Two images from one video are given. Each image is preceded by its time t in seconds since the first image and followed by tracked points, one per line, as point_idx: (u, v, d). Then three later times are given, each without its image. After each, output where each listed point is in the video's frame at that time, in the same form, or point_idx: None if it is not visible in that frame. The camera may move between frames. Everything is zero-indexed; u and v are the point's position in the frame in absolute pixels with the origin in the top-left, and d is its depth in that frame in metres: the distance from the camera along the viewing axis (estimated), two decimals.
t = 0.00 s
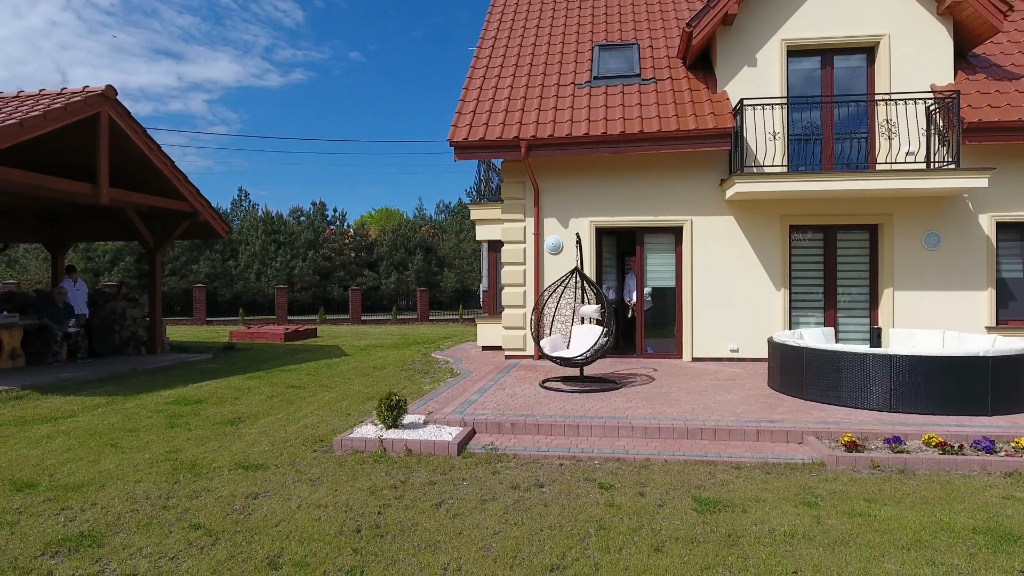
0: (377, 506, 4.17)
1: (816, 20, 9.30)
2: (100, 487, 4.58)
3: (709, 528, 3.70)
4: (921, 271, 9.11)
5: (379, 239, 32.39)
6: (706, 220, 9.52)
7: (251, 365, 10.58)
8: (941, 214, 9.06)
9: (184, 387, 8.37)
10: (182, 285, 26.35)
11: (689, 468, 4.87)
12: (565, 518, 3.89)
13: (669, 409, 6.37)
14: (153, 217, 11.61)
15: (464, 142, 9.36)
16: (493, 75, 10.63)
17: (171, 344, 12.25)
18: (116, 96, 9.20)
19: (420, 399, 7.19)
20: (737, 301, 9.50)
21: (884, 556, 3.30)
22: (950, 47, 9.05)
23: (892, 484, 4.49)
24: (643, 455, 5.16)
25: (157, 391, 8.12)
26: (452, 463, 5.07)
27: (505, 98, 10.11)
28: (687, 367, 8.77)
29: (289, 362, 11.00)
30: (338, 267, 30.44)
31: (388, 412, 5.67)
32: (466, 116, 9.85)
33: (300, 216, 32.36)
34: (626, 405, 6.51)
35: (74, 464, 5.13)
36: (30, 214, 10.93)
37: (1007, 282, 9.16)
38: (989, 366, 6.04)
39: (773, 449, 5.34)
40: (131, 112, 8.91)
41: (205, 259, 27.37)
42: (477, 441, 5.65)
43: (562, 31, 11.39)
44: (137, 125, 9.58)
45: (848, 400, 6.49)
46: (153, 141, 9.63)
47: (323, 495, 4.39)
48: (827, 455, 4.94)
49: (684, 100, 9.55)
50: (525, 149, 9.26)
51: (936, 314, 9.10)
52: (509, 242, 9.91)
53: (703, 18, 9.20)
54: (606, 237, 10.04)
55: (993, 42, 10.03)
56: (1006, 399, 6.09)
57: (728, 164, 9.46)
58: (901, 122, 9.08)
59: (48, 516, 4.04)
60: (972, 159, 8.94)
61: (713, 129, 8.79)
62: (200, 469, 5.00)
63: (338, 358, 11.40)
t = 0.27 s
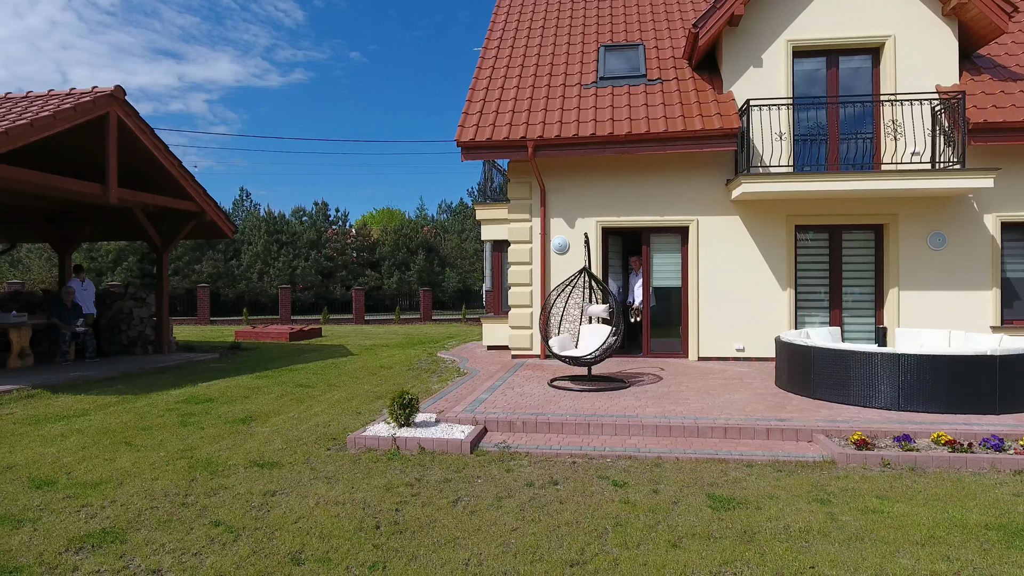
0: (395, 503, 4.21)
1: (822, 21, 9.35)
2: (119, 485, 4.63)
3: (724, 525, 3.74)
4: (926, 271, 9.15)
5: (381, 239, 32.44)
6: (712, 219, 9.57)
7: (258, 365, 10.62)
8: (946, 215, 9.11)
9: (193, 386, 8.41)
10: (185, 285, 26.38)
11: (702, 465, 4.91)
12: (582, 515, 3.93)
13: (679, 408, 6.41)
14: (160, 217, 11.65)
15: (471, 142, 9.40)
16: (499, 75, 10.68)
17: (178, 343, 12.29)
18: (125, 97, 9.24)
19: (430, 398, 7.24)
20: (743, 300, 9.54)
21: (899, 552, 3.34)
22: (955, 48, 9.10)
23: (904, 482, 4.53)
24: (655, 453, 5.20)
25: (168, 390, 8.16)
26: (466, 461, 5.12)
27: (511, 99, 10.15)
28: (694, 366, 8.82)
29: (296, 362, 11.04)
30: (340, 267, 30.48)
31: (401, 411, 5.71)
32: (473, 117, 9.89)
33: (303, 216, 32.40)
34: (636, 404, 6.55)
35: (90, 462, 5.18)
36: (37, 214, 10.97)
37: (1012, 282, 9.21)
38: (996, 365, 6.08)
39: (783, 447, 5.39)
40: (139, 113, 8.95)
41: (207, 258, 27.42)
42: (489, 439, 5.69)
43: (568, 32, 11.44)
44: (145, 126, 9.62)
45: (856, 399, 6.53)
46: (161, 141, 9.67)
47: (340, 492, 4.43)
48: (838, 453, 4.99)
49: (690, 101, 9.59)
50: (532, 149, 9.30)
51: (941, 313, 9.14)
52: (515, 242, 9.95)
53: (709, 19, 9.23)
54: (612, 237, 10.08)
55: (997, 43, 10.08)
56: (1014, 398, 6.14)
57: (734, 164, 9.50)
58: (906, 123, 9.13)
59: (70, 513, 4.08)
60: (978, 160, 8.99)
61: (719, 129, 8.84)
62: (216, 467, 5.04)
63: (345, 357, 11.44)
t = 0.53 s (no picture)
0: (413, 500, 4.24)
1: (828, 22, 9.39)
2: (137, 483, 4.66)
3: (740, 523, 3.77)
4: (932, 270, 9.19)
5: (383, 239, 32.48)
6: (719, 219, 9.60)
7: (265, 364, 10.65)
8: (952, 215, 9.14)
9: (203, 385, 8.44)
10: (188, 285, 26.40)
11: (715, 464, 4.95)
12: (598, 512, 3.96)
13: (689, 406, 6.45)
14: (167, 217, 11.68)
15: (478, 142, 9.43)
16: (506, 76, 10.72)
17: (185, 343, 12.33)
18: (133, 97, 9.28)
19: (440, 397, 7.27)
20: (749, 300, 9.58)
21: (916, 548, 3.38)
22: (961, 48, 9.13)
23: (916, 479, 4.56)
24: (668, 452, 5.23)
25: (177, 389, 8.19)
26: (480, 459, 5.15)
27: (518, 99, 10.19)
28: (701, 366, 8.85)
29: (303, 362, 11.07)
30: (342, 267, 30.51)
31: (413, 409, 5.74)
32: (480, 117, 9.92)
33: (305, 216, 32.42)
34: (645, 403, 6.59)
35: (106, 460, 5.21)
36: (45, 215, 11.00)
37: (1017, 281, 9.24)
38: (1005, 365, 6.11)
39: (795, 445, 5.42)
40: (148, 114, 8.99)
41: (210, 259, 27.46)
42: (502, 437, 5.73)
43: (573, 33, 11.48)
44: (153, 126, 9.65)
45: (865, 398, 6.57)
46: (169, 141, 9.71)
47: (357, 490, 4.47)
48: (849, 452, 5.02)
49: (697, 101, 9.63)
50: (539, 149, 9.33)
51: (947, 313, 9.18)
52: (522, 242, 9.98)
53: (716, 20, 9.28)
54: (619, 237, 10.12)
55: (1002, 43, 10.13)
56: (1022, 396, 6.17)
57: (740, 165, 9.53)
58: (912, 123, 9.16)
59: (90, 511, 4.11)
60: (984, 160, 9.02)
61: (726, 129, 8.87)
62: (231, 465, 5.07)
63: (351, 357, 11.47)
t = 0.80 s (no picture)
0: (430, 498, 4.28)
1: (834, 23, 9.42)
2: (154, 481, 4.69)
3: (756, 520, 3.81)
4: (939, 270, 9.22)
5: (385, 239, 32.51)
6: (725, 219, 9.63)
7: (273, 364, 10.68)
8: (958, 214, 9.17)
9: (212, 385, 8.47)
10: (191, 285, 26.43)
11: (728, 462, 4.98)
12: (615, 510, 4.00)
13: (699, 405, 6.48)
14: (174, 217, 11.72)
15: (486, 142, 9.46)
16: (512, 76, 10.74)
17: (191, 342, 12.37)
18: (142, 98, 9.30)
19: (450, 396, 7.30)
20: (755, 300, 9.61)
21: (933, 544, 3.41)
22: (967, 49, 9.17)
23: (928, 477, 4.60)
24: (680, 450, 5.26)
25: (187, 388, 8.23)
26: (493, 457, 5.18)
27: (525, 99, 10.22)
28: (708, 365, 8.88)
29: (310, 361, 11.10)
30: (345, 267, 30.55)
31: (426, 408, 5.78)
32: (487, 117, 9.95)
33: (307, 216, 32.46)
34: (655, 402, 6.62)
35: (122, 459, 5.24)
36: (52, 215, 11.03)
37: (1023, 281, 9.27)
38: (1014, 363, 6.13)
39: (806, 444, 5.46)
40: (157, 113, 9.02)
41: (213, 258, 27.49)
42: (514, 436, 5.76)
43: (579, 33, 11.51)
44: (161, 126, 9.68)
45: (875, 397, 6.59)
46: (177, 141, 9.73)
47: (373, 488, 4.50)
48: (861, 450, 5.05)
49: (703, 101, 9.66)
50: (546, 149, 9.36)
51: (953, 313, 9.21)
52: (529, 242, 10.01)
53: (723, 21, 9.31)
54: (625, 237, 10.15)
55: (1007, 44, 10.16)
56: None
57: (747, 165, 9.56)
58: (918, 123, 9.20)
59: (110, 508, 4.14)
60: (990, 160, 9.05)
61: (733, 129, 8.90)
62: (247, 464, 5.10)
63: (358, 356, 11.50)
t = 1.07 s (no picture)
0: (447, 496, 4.30)
1: (840, 23, 9.45)
2: (171, 479, 4.71)
3: (773, 517, 3.84)
4: (944, 270, 9.25)
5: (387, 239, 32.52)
6: (732, 219, 9.66)
7: (279, 364, 10.70)
8: (964, 214, 9.21)
9: (221, 384, 8.49)
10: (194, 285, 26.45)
11: (741, 460, 5.01)
12: (632, 508, 4.02)
13: (709, 405, 6.51)
14: (180, 217, 11.74)
15: (493, 142, 9.49)
16: (518, 76, 10.78)
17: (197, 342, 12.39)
18: (150, 98, 9.33)
19: (460, 395, 7.32)
20: (762, 299, 9.64)
21: (951, 541, 3.44)
22: (973, 49, 9.20)
23: (941, 475, 4.63)
24: (693, 449, 5.29)
25: (196, 388, 8.25)
26: (507, 456, 5.20)
27: (532, 99, 10.25)
28: (716, 365, 8.91)
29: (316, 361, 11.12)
30: (347, 267, 30.56)
31: (439, 407, 5.80)
32: (494, 118, 9.98)
33: (309, 216, 32.48)
34: (665, 401, 6.65)
35: (137, 457, 5.26)
36: (59, 215, 11.05)
37: None
38: None
39: (818, 442, 5.48)
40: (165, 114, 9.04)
41: (215, 259, 27.51)
42: (526, 435, 5.79)
43: (585, 33, 11.54)
44: (169, 126, 9.71)
45: (884, 396, 6.62)
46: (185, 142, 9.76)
47: (390, 486, 4.53)
48: (873, 449, 5.08)
49: (710, 102, 9.69)
50: (554, 149, 9.39)
51: (959, 313, 9.24)
52: (536, 242, 10.03)
53: (730, 21, 9.34)
54: (632, 238, 10.17)
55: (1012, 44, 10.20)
56: None
57: (753, 165, 9.59)
58: (925, 124, 9.23)
59: (129, 506, 4.16)
60: (996, 160, 9.08)
61: (740, 130, 8.93)
62: (262, 462, 5.12)
63: (364, 356, 11.52)
